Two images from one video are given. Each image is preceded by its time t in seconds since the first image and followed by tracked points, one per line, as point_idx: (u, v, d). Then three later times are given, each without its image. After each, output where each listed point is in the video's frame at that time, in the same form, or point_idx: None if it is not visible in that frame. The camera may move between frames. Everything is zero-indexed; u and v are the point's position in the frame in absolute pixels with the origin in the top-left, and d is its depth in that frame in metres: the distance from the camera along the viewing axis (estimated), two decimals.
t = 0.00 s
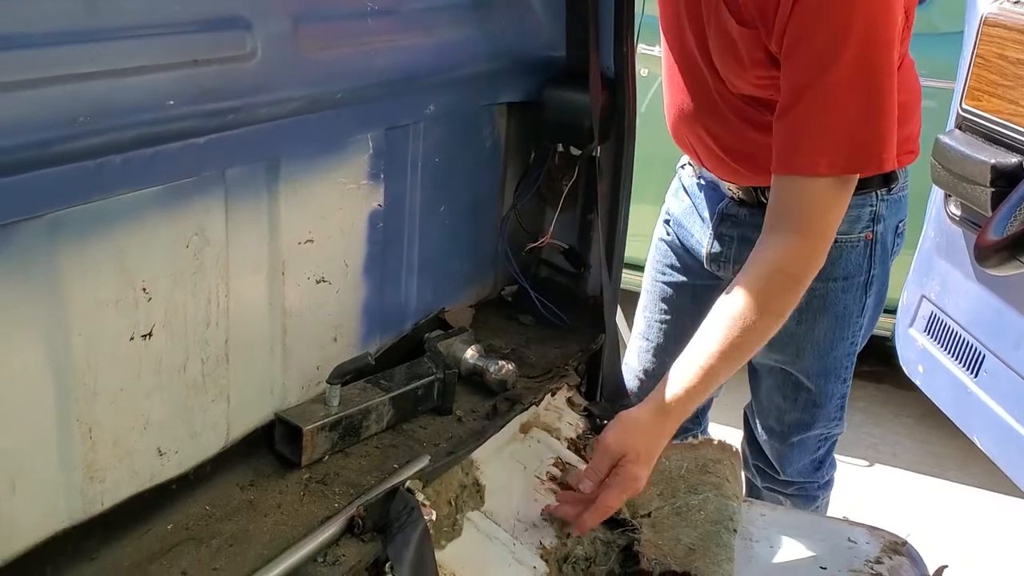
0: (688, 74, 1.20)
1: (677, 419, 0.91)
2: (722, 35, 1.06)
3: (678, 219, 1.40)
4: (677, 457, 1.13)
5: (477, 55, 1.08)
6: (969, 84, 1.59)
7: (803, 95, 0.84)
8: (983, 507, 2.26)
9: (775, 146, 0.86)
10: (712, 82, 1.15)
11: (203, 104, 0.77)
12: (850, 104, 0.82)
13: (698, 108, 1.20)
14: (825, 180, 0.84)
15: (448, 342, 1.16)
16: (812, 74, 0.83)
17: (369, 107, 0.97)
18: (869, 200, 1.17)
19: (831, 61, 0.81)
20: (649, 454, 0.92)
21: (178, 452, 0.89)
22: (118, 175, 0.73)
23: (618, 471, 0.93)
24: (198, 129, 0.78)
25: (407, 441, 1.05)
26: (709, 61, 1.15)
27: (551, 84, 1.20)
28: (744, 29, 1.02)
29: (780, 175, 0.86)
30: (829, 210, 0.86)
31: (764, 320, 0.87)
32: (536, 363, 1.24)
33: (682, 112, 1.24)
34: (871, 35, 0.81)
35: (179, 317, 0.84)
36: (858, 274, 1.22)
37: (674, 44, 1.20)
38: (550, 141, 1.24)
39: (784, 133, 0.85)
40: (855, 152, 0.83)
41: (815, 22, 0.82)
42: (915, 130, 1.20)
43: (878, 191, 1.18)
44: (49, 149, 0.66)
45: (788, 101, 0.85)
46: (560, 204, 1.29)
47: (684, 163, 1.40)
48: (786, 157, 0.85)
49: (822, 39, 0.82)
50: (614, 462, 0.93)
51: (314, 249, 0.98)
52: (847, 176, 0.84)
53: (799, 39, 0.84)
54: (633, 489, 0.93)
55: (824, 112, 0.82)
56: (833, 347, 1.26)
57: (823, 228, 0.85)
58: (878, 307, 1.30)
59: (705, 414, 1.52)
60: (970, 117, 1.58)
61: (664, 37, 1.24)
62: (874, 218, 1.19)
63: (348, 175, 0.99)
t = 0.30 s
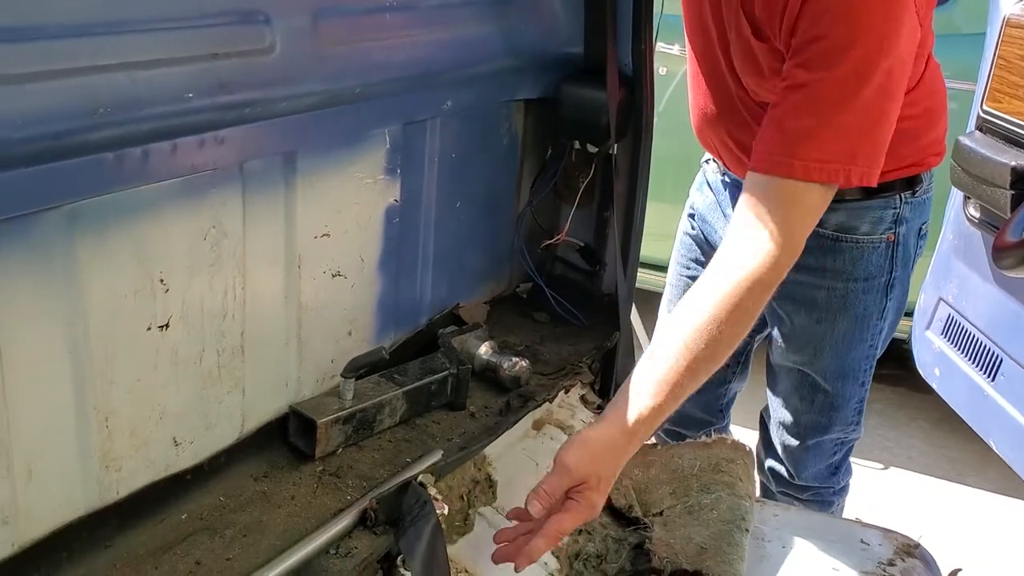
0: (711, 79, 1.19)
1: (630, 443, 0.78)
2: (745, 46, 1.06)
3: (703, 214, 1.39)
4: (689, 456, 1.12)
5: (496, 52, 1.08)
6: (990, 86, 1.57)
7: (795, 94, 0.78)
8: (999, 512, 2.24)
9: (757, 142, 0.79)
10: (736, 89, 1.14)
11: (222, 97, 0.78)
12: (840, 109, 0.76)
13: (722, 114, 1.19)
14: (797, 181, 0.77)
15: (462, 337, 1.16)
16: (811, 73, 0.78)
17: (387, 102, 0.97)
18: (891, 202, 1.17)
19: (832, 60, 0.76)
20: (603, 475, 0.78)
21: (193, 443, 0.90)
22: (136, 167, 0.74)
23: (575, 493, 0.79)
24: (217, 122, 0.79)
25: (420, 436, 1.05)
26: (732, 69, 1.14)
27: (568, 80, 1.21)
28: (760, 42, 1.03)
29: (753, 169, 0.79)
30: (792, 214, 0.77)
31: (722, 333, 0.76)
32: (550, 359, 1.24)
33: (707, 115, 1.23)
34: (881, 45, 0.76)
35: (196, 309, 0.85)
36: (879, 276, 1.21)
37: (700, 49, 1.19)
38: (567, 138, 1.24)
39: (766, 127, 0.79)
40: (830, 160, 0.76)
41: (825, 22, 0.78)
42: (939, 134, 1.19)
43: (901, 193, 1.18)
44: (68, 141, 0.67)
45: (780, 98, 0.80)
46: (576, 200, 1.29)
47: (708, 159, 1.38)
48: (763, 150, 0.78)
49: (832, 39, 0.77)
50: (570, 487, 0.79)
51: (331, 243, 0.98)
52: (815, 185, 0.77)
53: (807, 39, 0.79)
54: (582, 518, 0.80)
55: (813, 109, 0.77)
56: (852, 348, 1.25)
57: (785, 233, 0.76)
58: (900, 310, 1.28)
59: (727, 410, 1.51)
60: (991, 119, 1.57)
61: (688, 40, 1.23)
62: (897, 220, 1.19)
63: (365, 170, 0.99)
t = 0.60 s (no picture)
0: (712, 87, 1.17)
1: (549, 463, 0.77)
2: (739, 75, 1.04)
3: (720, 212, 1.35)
4: (700, 454, 1.12)
5: (510, 48, 1.08)
6: (1008, 85, 1.56)
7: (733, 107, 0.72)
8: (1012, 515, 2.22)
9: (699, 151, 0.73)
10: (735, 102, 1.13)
11: (238, 90, 0.78)
12: (783, 125, 0.69)
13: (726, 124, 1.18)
14: (732, 194, 0.71)
15: (474, 334, 1.16)
16: (755, 86, 0.72)
17: (401, 97, 0.98)
18: (900, 209, 1.16)
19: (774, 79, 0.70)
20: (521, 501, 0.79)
21: (206, 435, 0.90)
22: (152, 160, 0.74)
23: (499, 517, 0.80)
24: (232, 115, 0.79)
25: (431, 431, 1.05)
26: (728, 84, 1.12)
27: (583, 77, 1.20)
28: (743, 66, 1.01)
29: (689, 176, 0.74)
30: (725, 236, 0.72)
31: (642, 353, 0.74)
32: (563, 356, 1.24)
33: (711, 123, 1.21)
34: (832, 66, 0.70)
35: (210, 301, 0.85)
36: (886, 280, 1.18)
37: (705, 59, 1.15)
38: (581, 134, 1.24)
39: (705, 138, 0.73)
40: (765, 178, 0.69)
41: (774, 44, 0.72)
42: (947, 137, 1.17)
43: (910, 200, 1.16)
44: (85, 132, 0.67)
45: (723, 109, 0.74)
46: (589, 198, 1.26)
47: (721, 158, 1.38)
48: (703, 158, 0.72)
49: (781, 54, 0.71)
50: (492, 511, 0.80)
51: (344, 237, 0.99)
52: (746, 200, 0.71)
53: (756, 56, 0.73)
54: (505, 540, 0.82)
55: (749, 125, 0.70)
56: (856, 353, 1.23)
57: (715, 256, 0.72)
58: (907, 317, 1.26)
59: (739, 404, 1.51)
60: (1008, 119, 1.54)
61: (698, 43, 1.18)
62: (905, 226, 1.17)
63: (379, 165, 0.99)
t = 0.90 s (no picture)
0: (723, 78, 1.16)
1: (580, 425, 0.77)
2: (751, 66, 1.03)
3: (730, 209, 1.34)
4: (711, 450, 1.12)
5: (523, 41, 1.08)
6: None
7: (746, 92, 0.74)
8: None
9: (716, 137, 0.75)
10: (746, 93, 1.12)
11: (252, 81, 0.78)
12: (793, 105, 0.71)
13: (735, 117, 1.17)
14: (747, 180, 0.72)
15: (484, 328, 1.17)
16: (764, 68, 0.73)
17: (414, 90, 0.98)
18: (907, 207, 1.15)
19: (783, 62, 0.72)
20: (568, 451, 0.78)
21: (217, 425, 0.91)
22: (167, 150, 0.74)
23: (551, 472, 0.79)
24: (246, 105, 0.79)
25: (440, 424, 1.06)
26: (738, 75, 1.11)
27: (597, 71, 1.20)
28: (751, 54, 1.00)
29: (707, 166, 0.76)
30: (753, 214, 0.74)
31: (677, 321, 0.74)
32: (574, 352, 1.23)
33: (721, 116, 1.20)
34: (839, 44, 0.71)
35: (222, 291, 0.86)
36: (892, 277, 1.18)
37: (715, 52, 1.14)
38: (593, 129, 1.24)
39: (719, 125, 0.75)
40: (780, 159, 0.71)
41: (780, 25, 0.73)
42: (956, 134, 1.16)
43: (918, 198, 1.15)
44: (100, 121, 0.68)
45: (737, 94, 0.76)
46: (601, 192, 1.27)
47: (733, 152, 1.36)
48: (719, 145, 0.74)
49: (785, 33, 0.73)
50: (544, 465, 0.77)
51: (356, 229, 0.99)
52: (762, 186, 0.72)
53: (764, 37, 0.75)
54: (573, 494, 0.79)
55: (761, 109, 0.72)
56: (861, 351, 1.22)
57: (746, 232, 0.74)
58: (914, 315, 1.25)
59: (747, 401, 1.51)
60: None
61: (708, 37, 1.18)
62: (912, 224, 1.16)
63: (391, 157, 0.99)
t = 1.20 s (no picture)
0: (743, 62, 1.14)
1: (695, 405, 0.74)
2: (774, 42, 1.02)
3: (741, 207, 1.33)
4: (719, 448, 1.13)
5: (534, 36, 1.08)
6: None
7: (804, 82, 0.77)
8: None
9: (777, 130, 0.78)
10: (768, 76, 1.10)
11: (263, 76, 0.78)
12: (850, 89, 0.74)
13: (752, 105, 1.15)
14: (813, 168, 0.76)
15: (494, 323, 1.17)
16: (819, 58, 0.76)
17: (424, 85, 0.97)
18: (931, 200, 1.12)
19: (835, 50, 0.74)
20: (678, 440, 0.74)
21: (227, 418, 0.91)
22: (177, 145, 0.75)
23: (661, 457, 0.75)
24: (257, 100, 0.79)
25: (450, 419, 1.06)
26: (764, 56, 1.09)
27: (607, 67, 1.20)
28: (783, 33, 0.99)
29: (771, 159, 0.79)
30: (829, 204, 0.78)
31: (775, 305, 0.75)
32: (582, 348, 1.24)
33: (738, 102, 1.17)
34: (890, 28, 0.73)
35: (232, 285, 0.86)
36: (916, 274, 1.16)
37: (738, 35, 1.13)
38: (605, 125, 1.23)
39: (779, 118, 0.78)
40: (845, 145, 0.74)
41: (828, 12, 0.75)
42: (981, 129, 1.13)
43: (942, 191, 1.12)
44: (112, 115, 0.68)
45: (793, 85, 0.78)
46: (612, 189, 1.27)
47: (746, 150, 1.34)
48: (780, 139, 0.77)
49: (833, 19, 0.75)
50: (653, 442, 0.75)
51: (366, 224, 0.99)
52: (830, 172, 0.76)
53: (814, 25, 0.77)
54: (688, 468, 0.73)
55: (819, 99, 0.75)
56: (884, 348, 1.21)
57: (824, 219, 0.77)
58: (935, 309, 1.24)
59: (759, 402, 1.50)
60: None
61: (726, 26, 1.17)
62: (936, 219, 1.13)
63: (402, 152, 0.99)
